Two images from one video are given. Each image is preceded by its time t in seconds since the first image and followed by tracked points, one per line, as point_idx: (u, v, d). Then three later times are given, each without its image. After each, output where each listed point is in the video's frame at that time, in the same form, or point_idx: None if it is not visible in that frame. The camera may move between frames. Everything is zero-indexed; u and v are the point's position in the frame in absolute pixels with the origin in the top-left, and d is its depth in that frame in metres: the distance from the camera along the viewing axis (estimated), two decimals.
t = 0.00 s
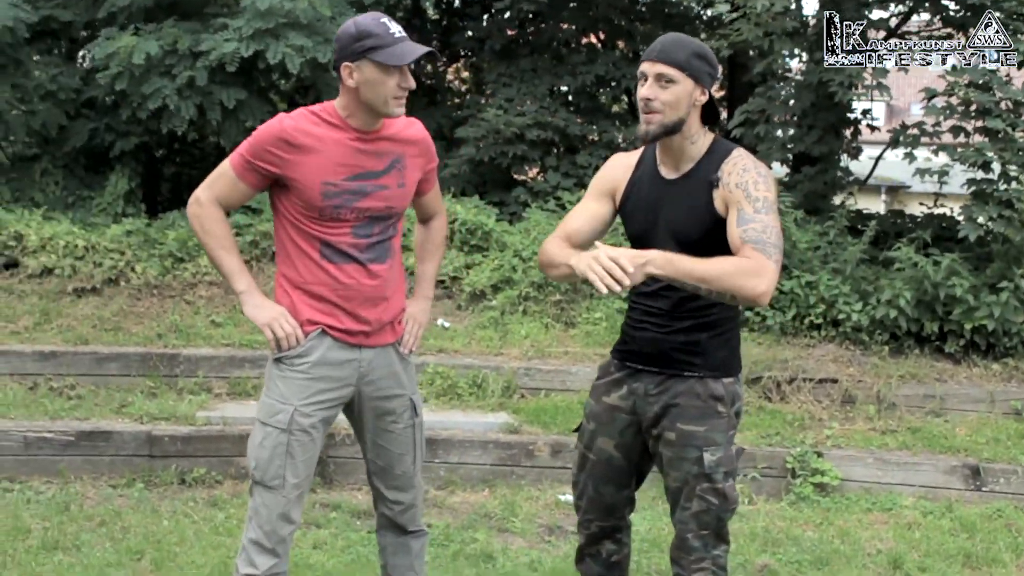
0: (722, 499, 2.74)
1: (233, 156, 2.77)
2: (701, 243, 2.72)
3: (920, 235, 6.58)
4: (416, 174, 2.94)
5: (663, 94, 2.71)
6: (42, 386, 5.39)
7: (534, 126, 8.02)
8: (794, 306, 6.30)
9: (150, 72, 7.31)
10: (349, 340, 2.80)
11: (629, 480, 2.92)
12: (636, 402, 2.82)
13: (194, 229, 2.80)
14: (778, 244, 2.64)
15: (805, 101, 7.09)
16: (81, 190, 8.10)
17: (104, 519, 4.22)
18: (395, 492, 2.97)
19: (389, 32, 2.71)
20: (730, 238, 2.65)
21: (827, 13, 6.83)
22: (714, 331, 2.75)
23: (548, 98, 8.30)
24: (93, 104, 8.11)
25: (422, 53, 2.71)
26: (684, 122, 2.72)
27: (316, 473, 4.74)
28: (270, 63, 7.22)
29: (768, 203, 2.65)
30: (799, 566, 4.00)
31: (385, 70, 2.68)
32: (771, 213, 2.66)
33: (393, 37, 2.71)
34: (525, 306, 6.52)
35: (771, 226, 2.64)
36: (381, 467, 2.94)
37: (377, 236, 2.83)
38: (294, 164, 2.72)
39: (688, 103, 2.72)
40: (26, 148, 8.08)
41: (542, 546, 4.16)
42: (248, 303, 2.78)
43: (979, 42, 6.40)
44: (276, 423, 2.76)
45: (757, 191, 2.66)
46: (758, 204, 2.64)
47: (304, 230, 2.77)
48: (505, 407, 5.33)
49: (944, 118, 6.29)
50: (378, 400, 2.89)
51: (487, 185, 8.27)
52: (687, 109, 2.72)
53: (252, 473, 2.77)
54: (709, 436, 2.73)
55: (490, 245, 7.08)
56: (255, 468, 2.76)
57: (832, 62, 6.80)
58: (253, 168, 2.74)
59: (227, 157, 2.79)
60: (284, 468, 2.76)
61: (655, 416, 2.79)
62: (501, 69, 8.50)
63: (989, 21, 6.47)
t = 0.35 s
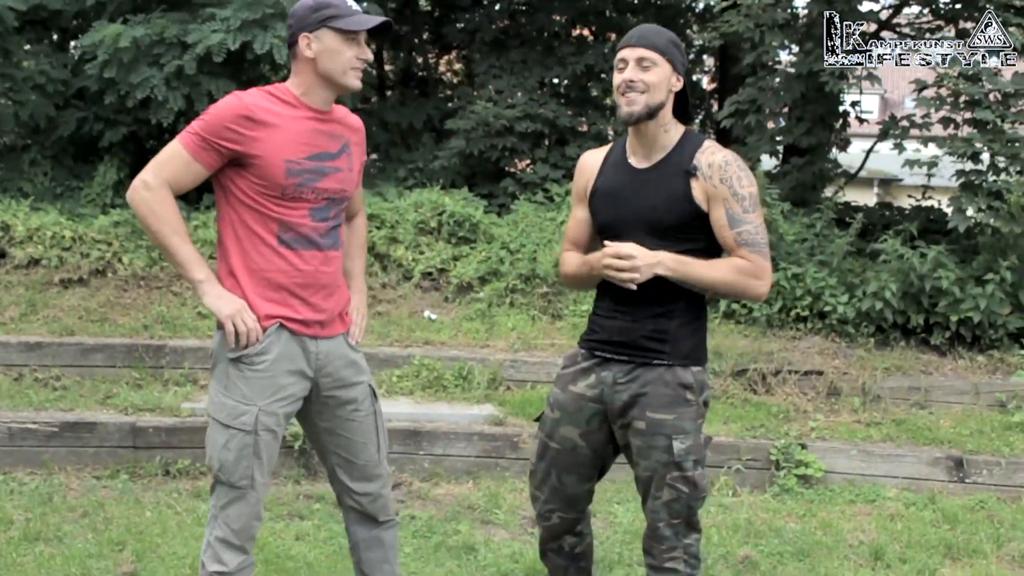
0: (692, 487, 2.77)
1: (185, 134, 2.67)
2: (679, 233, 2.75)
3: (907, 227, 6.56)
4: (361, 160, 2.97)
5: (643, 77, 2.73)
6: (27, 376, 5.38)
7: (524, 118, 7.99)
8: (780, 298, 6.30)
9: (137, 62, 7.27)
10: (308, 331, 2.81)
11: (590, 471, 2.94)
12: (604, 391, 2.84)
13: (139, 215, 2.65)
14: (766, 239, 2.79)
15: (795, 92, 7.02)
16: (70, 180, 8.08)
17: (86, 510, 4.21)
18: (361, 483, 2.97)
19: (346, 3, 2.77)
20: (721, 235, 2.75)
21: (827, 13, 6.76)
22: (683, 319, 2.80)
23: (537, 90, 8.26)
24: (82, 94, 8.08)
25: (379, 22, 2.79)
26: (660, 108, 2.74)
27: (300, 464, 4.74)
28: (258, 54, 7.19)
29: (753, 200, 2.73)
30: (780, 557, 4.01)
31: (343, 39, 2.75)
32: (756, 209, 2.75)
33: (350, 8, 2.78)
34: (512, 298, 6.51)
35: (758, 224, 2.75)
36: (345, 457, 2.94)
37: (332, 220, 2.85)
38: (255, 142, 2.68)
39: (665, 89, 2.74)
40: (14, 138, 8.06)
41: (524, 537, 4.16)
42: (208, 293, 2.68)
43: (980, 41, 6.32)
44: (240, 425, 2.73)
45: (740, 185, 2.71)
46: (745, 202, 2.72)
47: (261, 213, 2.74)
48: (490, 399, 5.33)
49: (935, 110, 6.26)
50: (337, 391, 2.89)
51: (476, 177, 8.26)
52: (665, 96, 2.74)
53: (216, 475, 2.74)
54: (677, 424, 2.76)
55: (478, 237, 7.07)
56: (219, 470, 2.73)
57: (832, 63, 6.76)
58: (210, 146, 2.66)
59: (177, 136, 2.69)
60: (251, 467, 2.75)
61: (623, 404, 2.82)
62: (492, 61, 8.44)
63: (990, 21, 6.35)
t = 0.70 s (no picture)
0: (654, 475, 2.85)
1: (141, 137, 2.62)
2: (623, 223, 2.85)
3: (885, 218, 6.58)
4: (317, 161, 2.96)
5: (576, 79, 2.90)
6: (7, 390, 5.33)
7: (501, 118, 7.98)
8: (761, 291, 6.32)
9: (112, 70, 7.21)
10: (269, 336, 2.81)
11: (570, 464, 3.06)
12: (566, 386, 2.96)
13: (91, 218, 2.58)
14: (693, 223, 2.77)
15: (771, 85, 7.08)
16: (47, 191, 8.02)
17: (71, 522, 4.18)
18: (319, 491, 2.95)
19: (303, 3, 2.76)
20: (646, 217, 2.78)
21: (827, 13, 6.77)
22: (631, 312, 2.89)
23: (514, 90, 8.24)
24: (57, 105, 8.01)
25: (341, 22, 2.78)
26: (598, 105, 2.90)
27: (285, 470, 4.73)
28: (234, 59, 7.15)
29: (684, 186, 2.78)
30: (767, 549, 4.02)
31: (299, 40, 2.73)
32: (688, 194, 2.79)
33: (309, 8, 2.76)
34: (494, 298, 6.51)
35: (687, 207, 2.76)
36: (302, 465, 2.92)
37: (292, 223, 2.85)
38: (216, 146, 2.65)
39: (600, 86, 2.89)
40: None
41: (511, 537, 4.15)
42: (169, 302, 2.64)
43: (979, 41, 6.25)
44: (203, 434, 2.72)
45: (669, 171, 2.78)
46: (673, 186, 2.77)
47: (221, 218, 2.71)
48: (474, 399, 5.32)
49: (912, 100, 6.26)
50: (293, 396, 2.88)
51: (454, 179, 8.25)
52: (600, 92, 2.90)
53: (182, 483, 2.74)
54: (634, 414, 2.85)
55: (458, 238, 7.06)
56: (185, 479, 2.73)
57: (832, 63, 6.67)
58: (167, 149, 2.61)
59: (133, 139, 2.64)
60: (216, 475, 2.74)
61: (583, 398, 2.92)
62: (467, 62, 8.43)
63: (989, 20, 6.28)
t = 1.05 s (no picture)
0: (598, 476, 2.90)
1: (140, 165, 2.70)
2: (564, 228, 2.96)
3: (879, 222, 6.60)
4: (334, 167, 2.92)
5: (528, 96, 2.99)
6: (3, 406, 5.31)
7: (493, 126, 7.99)
8: (756, 298, 6.33)
9: (105, 83, 7.21)
10: (280, 350, 2.80)
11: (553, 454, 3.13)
12: (524, 386, 3.04)
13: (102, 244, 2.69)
14: (632, 235, 2.86)
15: (762, 91, 7.08)
16: (39, 206, 8.01)
17: (69, 538, 4.16)
18: (342, 500, 2.96)
19: (288, 19, 2.71)
20: (587, 229, 2.89)
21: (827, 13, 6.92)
22: (582, 318, 2.96)
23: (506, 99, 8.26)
24: (48, 120, 8.00)
25: (327, 38, 2.73)
26: (548, 121, 3.00)
27: (284, 483, 4.72)
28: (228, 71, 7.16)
29: (615, 196, 2.85)
30: (767, 556, 4.02)
31: (285, 57, 2.69)
32: (621, 204, 2.86)
33: (295, 23, 2.72)
34: (489, 308, 6.52)
35: (621, 218, 2.84)
36: (327, 474, 2.93)
37: (301, 236, 2.82)
38: (206, 168, 2.67)
39: (551, 104, 2.98)
40: None
41: (511, 548, 4.14)
42: (170, 317, 2.68)
43: (980, 41, 6.14)
44: (211, 439, 2.74)
45: (600, 182, 2.86)
46: (604, 198, 2.85)
47: (223, 236, 2.74)
48: (471, 409, 5.32)
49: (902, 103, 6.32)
50: (317, 407, 2.87)
51: (447, 189, 8.28)
52: (551, 110, 2.98)
53: (189, 489, 2.75)
54: (577, 416, 2.92)
55: (452, 248, 7.06)
56: (192, 484, 2.75)
57: (832, 63, 6.75)
58: (161, 176, 2.67)
59: (134, 167, 2.72)
60: (222, 483, 2.75)
61: (536, 399, 3.00)
62: (458, 72, 8.45)
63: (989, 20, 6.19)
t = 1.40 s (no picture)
0: (600, 482, 2.91)
1: (195, 181, 2.79)
2: (573, 233, 2.96)
3: (888, 233, 6.60)
4: (382, 178, 2.97)
5: (544, 109, 2.99)
6: (11, 413, 5.31)
7: (501, 135, 8.02)
8: (764, 308, 6.33)
9: (116, 90, 7.24)
10: (327, 357, 2.84)
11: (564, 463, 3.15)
12: (536, 393, 3.07)
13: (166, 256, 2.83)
14: (647, 234, 2.89)
15: (770, 100, 7.08)
16: (49, 214, 8.04)
17: (77, 544, 4.16)
18: (370, 504, 3.01)
19: (326, 31, 2.80)
20: (599, 232, 2.90)
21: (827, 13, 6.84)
22: (593, 325, 2.98)
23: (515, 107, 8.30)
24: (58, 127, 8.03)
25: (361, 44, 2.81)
26: (564, 135, 3.01)
27: (291, 491, 4.71)
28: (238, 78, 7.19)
29: (626, 197, 2.86)
30: (777, 567, 4.00)
31: (327, 67, 2.76)
32: (632, 204, 2.87)
33: (333, 34, 2.80)
34: (497, 317, 6.53)
35: (635, 219, 2.86)
36: (359, 478, 2.98)
37: (346, 246, 2.87)
38: (254, 181, 2.74)
39: (566, 117, 3.00)
40: None
41: (520, 557, 4.13)
42: (222, 324, 2.78)
43: (980, 41, 6.25)
44: (250, 436, 2.77)
45: (610, 186, 2.87)
46: (616, 200, 2.86)
47: (273, 247, 2.80)
48: (479, 418, 5.32)
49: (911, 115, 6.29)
50: (357, 411, 2.93)
51: (456, 197, 8.31)
52: (566, 123, 3.00)
53: (224, 486, 2.76)
54: (584, 421, 2.93)
55: (461, 257, 7.08)
56: (227, 483, 2.76)
57: (831, 62, 6.74)
58: (214, 190, 2.77)
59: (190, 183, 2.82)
60: (257, 482, 2.76)
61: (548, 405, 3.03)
62: (467, 82, 8.48)
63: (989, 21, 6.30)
